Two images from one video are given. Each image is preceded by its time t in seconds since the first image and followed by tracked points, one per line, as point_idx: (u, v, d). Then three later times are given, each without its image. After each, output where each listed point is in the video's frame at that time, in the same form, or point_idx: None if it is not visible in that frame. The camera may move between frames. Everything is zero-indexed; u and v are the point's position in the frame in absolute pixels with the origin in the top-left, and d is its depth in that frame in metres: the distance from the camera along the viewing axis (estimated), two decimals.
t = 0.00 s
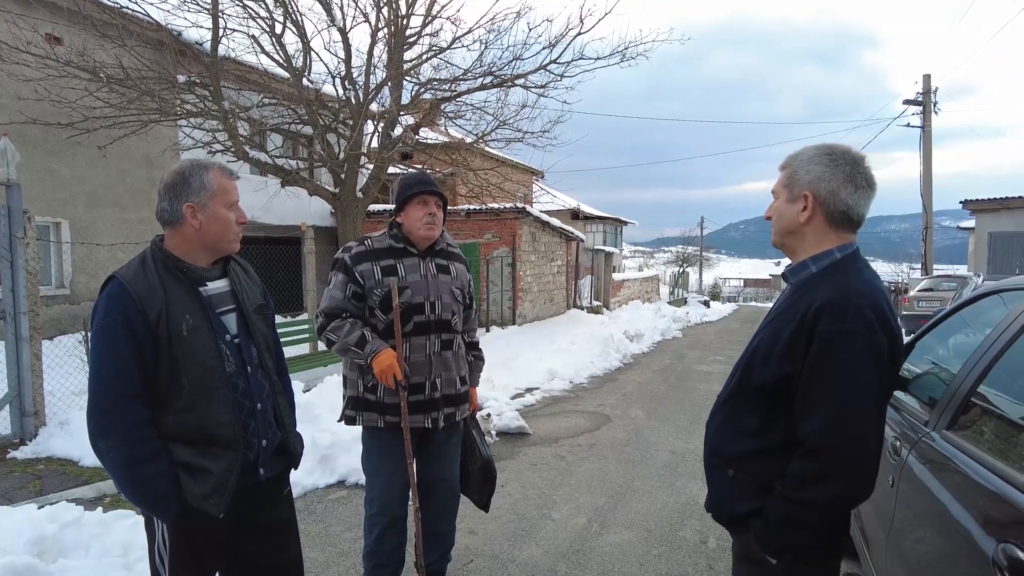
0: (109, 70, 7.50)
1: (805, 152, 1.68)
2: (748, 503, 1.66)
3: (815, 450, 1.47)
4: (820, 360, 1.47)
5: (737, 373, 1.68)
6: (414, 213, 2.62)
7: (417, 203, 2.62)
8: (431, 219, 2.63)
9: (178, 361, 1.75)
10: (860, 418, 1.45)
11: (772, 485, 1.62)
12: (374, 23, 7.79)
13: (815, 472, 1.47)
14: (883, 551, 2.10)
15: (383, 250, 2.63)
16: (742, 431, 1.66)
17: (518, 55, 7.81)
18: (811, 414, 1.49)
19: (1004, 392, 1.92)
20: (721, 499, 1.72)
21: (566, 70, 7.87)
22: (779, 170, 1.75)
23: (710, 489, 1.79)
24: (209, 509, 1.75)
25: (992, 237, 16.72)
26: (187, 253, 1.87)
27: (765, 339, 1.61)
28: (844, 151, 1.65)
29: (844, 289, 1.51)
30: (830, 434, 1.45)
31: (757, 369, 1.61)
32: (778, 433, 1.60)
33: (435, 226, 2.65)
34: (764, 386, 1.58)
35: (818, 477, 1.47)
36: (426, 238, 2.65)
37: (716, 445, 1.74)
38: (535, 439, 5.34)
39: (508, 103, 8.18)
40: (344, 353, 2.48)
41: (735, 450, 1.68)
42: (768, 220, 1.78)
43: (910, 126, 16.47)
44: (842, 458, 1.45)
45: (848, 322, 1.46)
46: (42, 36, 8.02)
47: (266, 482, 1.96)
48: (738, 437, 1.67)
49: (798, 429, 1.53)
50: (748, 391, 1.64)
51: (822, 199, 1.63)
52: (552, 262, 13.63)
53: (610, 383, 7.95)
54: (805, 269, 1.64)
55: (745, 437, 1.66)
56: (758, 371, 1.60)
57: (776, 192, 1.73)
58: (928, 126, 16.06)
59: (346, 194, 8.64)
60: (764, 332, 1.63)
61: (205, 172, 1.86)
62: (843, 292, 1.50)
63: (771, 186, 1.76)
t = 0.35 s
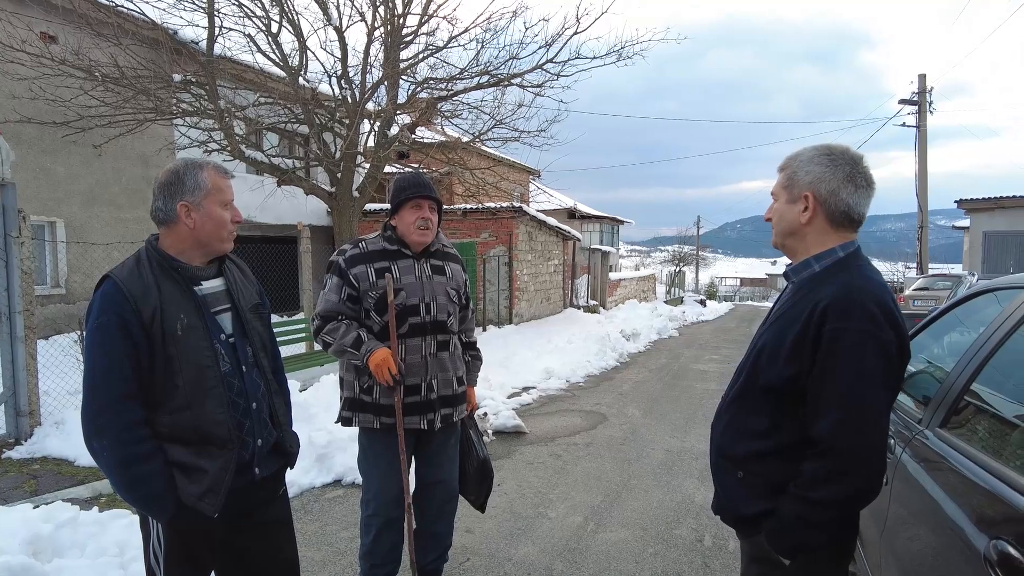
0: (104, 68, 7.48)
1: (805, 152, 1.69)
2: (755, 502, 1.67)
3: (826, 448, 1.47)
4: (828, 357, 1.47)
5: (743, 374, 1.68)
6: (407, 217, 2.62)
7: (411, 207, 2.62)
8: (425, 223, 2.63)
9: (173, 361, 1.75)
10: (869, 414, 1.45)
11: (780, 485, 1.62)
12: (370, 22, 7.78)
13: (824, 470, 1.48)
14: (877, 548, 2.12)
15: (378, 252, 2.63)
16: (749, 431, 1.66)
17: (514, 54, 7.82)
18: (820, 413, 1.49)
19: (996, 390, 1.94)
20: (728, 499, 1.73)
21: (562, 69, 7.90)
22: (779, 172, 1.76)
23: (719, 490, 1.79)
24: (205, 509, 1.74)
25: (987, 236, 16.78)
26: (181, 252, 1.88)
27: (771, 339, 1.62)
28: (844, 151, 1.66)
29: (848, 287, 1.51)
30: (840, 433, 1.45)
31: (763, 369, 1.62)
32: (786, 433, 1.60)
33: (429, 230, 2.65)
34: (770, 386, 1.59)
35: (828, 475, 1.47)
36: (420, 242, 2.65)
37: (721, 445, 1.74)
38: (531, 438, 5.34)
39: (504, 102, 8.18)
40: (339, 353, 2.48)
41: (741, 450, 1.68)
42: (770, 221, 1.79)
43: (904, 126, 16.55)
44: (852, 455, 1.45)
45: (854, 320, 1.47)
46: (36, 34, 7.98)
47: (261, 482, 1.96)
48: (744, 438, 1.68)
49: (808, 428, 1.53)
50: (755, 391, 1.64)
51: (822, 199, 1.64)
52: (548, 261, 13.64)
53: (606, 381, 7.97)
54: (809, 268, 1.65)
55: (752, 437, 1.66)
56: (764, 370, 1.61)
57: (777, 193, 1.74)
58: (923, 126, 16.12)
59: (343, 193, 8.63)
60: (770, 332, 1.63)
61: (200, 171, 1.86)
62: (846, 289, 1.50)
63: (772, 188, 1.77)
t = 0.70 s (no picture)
0: (101, 67, 7.47)
1: (810, 152, 1.67)
2: (764, 497, 1.61)
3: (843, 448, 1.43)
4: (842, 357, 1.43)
5: (747, 372, 1.63)
6: (401, 234, 2.62)
7: (405, 225, 2.61)
8: (418, 242, 2.62)
9: (170, 360, 1.75)
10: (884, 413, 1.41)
11: (794, 481, 1.56)
12: (368, 21, 7.78)
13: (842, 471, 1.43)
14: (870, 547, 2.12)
15: (372, 260, 2.64)
16: (753, 429, 1.61)
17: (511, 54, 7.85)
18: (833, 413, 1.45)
19: (989, 390, 1.95)
20: (734, 493, 1.68)
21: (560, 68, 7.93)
22: (783, 172, 1.73)
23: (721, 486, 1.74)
24: (201, 508, 1.75)
25: (983, 235, 16.86)
26: (177, 252, 1.88)
27: (778, 337, 1.57)
28: (851, 151, 1.63)
29: (858, 285, 1.47)
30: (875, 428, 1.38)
31: (770, 367, 1.56)
32: (794, 431, 1.55)
33: (423, 248, 2.64)
34: (778, 385, 1.54)
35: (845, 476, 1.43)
36: (414, 258, 2.65)
37: (725, 441, 1.69)
38: (529, 437, 5.36)
39: (501, 101, 8.19)
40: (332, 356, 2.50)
41: (746, 447, 1.63)
42: (775, 222, 1.76)
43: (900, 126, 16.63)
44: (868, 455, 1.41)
45: (868, 319, 1.42)
46: (32, 33, 7.95)
47: (259, 481, 1.96)
48: (749, 435, 1.62)
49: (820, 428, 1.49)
50: (762, 389, 1.58)
51: (829, 199, 1.61)
52: (546, 260, 13.65)
53: (603, 380, 7.99)
54: (814, 267, 1.63)
55: (758, 436, 1.60)
56: (772, 369, 1.55)
57: (781, 193, 1.71)
58: (919, 125, 16.17)
59: (340, 192, 8.64)
60: (775, 330, 1.59)
61: (196, 170, 1.87)
62: (858, 288, 1.46)
63: (776, 187, 1.74)
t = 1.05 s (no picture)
0: (99, 66, 7.46)
1: (812, 153, 1.67)
2: (765, 498, 1.61)
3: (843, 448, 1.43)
4: (844, 357, 1.43)
5: (750, 371, 1.64)
6: (397, 243, 2.61)
7: (400, 235, 2.59)
8: (415, 250, 2.62)
9: (168, 360, 1.75)
10: (884, 413, 1.41)
11: (792, 481, 1.57)
12: (366, 20, 7.78)
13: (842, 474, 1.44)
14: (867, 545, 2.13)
15: (368, 263, 2.64)
16: (755, 428, 1.62)
17: (510, 53, 7.87)
18: (833, 414, 1.45)
19: (986, 390, 1.97)
20: (735, 493, 1.68)
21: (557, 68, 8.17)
22: (785, 172, 1.74)
23: (720, 483, 1.75)
24: (200, 509, 1.75)
25: (980, 234, 16.89)
26: (173, 252, 1.87)
27: (780, 335, 1.58)
28: (853, 152, 1.63)
29: (860, 285, 1.48)
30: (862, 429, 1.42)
31: (772, 365, 1.58)
32: (795, 430, 1.56)
33: (421, 253, 2.66)
34: (779, 384, 1.55)
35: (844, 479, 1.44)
36: (410, 264, 2.66)
37: (726, 440, 1.70)
38: (527, 436, 5.37)
39: (499, 101, 8.19)
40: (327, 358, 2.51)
41: (748, 446, 1.63)
42: (778, 221, 1.76)
43: (898, 125, 16.67)
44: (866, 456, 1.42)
45: (867, 319, 1.43)
46: (30, 32, 7.94)
47: (257, 481, 1.97)
48: (750, 435, 1.63)
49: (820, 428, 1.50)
50: (764, 387, 1.60)
51: (832, 199, 1.61)
52: (544, 260, 13.67)
53: (601, 379, 8.01)
54: (817, 267, 1.63)
55: (760, 435, 1.61)
56: (774, 366, 1.56)
57: (784, 193, 1.72)
58: (916, 125, 16.20)
59: (338, 192, 8.64)
60: (778, 328, 1.60)
61: (193, 170, 1.87)
62: (859, 288, 1.47)
63: (778, 187, 1.74)
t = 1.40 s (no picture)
0: (98, 66, 7.45)
1: (810, 155, 1.68)
2: (767, 500, 1.62)
3: (842, 449, 1.44)
4: (845, 359, 1.44)
5: (752, 371, 1.65)
6: (400, 243, 2.60)
7: (405, 236, 2.58)
8: (418, 251, 2.62)
9: (165, 363, 1.73)
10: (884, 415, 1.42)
11: (794, 483, 1.58)
12: (365, 20, 7.78)
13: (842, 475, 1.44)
14: (866, 544, 2.14)
15: (370, 260, 2.65)
16: (757, 430, 1.62)
17: (509, 53, 7.87)
18: (834, 416, 1.46)
19: (986, 390, 1.98)
20: (737, 495, 1.69)
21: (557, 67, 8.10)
22: (784, 175, 1.75)
23: (723, 483, 1.76)
24: (199, 511, 1.74)
25: (980, 234, 16.89)
26: (169, 252, 1.86)
27: (781, 337, 1.59)
28: (851, 153, 1.64)
29: (861, 288, 1.48)
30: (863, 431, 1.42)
31: (773, 366, 1.59)
32: (797, 431, 1.56)
33: (424, 255, 2.66)
34: (780, 385, 1.56)
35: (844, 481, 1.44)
36: (412, 265, 2.66)
37: (729, 442, 1.70)
38: (527, 436, 5.37)
39: (499, 101, 8.20)
40: (329, 347, 2.50)
41: (750, 449, 1.64)
42: (777, 225, 1.77)
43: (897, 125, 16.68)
44: (867, 458, 1.43)
45: (867, 321, 1.43)
46: (28, 31, 7.93)
47: (256, 482, 1.96)
48: (752, 436, 1.64)
49: (822, 429, 1.50)
50: (765, 388, 1.61)
51: (831, 202, 1.62)
52: (543, 259, 13.67)
53: (601, 379, 8.01)
54: (818, 269, 1.63)
55: (762, 436, 1.62)
56: (775, 367, 1.57)
57: (782, 196, 1.72)
58: (914, 125, 16.22)
59: (337, 192, 8.64)
60: (779, 330, 1.61)
61: (190, 170, 1.86)
62: (860, 291, 1.47)
63: (776, 190, 1.75)
